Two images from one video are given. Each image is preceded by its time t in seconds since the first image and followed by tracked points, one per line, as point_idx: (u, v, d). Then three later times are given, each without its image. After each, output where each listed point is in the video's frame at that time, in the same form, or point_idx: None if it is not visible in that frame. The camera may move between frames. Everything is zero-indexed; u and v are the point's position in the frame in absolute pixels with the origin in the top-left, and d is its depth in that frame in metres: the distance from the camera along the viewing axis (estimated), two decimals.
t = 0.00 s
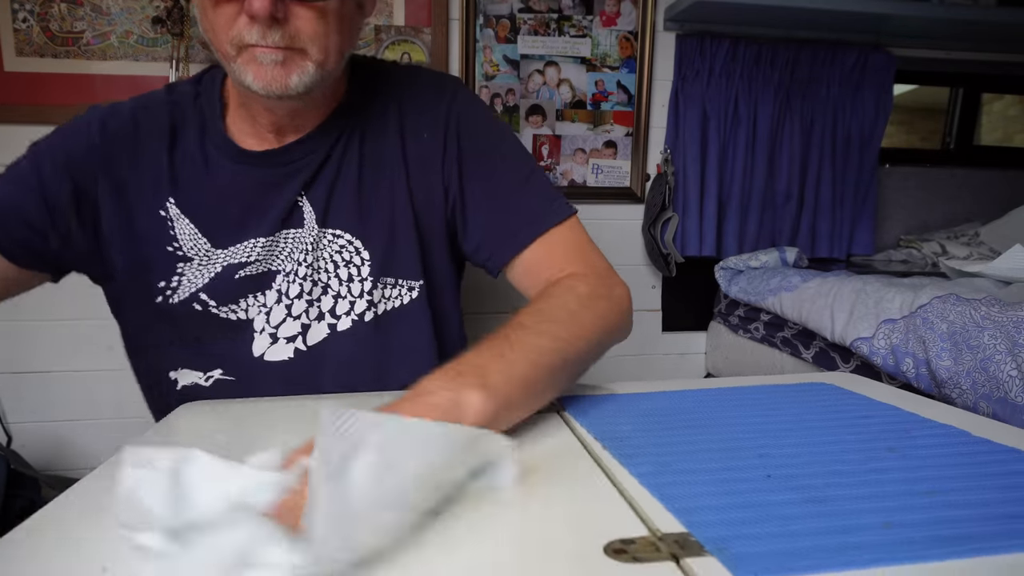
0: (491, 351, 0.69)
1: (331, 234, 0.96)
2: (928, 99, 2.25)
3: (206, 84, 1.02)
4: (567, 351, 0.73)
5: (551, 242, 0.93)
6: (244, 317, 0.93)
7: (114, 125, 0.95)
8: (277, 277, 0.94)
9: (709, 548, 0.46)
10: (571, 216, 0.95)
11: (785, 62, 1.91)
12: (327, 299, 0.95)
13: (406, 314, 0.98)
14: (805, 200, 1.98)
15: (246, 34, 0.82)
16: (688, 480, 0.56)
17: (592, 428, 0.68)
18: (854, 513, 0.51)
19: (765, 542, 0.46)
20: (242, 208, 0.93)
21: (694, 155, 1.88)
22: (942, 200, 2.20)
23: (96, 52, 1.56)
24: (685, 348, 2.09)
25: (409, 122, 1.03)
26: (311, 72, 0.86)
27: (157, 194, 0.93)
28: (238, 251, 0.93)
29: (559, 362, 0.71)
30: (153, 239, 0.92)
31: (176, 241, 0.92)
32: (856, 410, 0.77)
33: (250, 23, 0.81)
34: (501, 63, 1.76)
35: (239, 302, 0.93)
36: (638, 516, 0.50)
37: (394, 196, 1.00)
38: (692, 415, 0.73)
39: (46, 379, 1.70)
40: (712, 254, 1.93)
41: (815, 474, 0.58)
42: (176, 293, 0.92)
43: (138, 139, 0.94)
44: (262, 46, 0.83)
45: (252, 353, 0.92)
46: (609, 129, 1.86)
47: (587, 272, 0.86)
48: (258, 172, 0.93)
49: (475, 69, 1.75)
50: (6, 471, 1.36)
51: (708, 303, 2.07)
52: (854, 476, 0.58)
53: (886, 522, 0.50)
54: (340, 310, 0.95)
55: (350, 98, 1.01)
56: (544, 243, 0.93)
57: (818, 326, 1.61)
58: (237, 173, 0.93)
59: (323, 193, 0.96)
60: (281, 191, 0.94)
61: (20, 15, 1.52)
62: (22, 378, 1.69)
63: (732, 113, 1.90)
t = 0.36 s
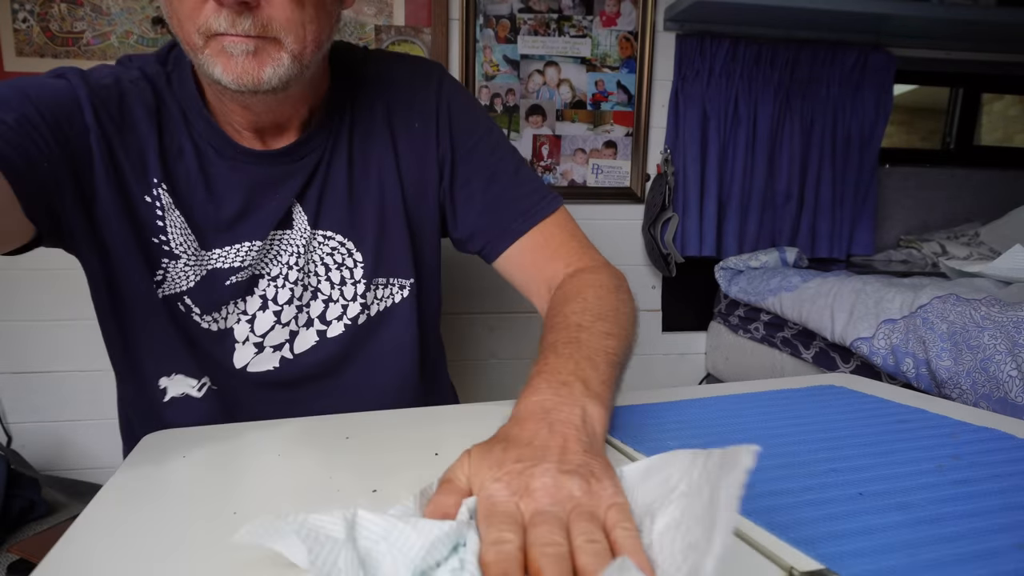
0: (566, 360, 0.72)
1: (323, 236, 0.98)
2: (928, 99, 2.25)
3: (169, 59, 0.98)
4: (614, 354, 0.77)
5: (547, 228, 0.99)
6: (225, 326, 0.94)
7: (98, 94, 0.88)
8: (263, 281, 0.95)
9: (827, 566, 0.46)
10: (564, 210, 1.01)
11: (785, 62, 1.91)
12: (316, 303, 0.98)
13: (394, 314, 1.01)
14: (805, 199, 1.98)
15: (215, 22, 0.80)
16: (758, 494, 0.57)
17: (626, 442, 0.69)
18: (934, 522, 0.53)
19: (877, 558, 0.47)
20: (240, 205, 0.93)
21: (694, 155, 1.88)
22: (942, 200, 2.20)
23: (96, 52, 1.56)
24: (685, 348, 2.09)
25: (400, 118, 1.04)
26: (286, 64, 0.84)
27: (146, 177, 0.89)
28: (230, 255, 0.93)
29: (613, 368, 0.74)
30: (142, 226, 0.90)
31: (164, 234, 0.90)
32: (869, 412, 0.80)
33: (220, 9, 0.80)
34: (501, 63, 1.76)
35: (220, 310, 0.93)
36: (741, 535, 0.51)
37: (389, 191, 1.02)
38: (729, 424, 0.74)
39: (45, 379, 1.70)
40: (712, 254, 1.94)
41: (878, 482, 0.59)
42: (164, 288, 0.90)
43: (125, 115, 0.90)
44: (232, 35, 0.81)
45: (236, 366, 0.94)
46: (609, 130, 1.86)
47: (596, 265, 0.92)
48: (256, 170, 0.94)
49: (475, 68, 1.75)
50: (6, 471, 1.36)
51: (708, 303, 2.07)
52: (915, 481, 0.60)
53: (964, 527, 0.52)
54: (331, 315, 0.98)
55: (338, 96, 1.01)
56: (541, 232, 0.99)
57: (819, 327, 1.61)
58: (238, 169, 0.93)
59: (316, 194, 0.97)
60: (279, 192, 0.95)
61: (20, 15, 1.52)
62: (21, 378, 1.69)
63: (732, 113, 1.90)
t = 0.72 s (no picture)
0: (567, 365, 0.73)
1: (332, 241, 0.98)
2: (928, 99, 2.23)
3: (169, 57, 0.98)
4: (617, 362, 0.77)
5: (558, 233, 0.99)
6: (232, 335, 0.93)
7: (98, 99, 0.88)
8: (271, 288, 0.95)
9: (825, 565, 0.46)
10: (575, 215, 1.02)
11: (785, 62, 1.91)
12: (326, 310, 0.97)
13: (403, 320, 1.02)
14: (805, 199, 1.98)
15: (234, 30, 0.81)
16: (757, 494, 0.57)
17: (632, 441, 0.69)
18: (935, 522, 0.53)
19: (876, 557, 0.47)
20: (244, 207, 0.92)
21: (694, 155, 1.88)
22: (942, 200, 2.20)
23: (96, 52, 1.56)
24: (684, 348, 2.09)
25: (408, 119, 1.04)
26: (307, 70, 0.85)
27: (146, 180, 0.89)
28: (237, 261, 0.92)
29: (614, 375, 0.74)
30: (143, 232, 0.89)
31: (167, 238, 0.90)
32: (870, 412, 0.80)
33: (239, 16, 0.80)
34: (501, 63, 1.76)
35: (227, 319, 0.93)
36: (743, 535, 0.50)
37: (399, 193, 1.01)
38: (730, 424, 0.74)
39: (45, 379, 1.70)
40: (712, 254, 1.94)
41: (878, 483, 0.59)
42: (169, 293, 0.90)
43: (127, 120, 0.90)
44: (252, 43, 0.82)
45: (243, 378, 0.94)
46: (609, 130, 1.86)
47: (604, 271, 0.92)
48: (261, 172, 0.93)
49: (475, 68, 1.75)
50: (6, 471, 1.36)
51: (708, 303, 2.07)
52: (915, 481, 0.60)
53: (964, 527, 0.52)
54: (341, 323, 0.97)
55: (346, 96, 1.01)
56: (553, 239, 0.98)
57: (819, 327, 1.61)
58: (241, 172, 0.93)
59: (325, 195, 0.97)
60: (284, 195, 0.94)
61: (20, 15, 1.52)
62: (21, 378, 1.69)
63: (732, 113, 1.90)
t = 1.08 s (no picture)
0: (568, 366, 0.73)
1: (342, 234, 0.97)
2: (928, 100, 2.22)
3: (197, 50, 1.00)
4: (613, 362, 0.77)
5: (563, 240, 1.00)
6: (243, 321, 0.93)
7: (109, 101, 0.89)
8: (280, 278, 0.95)
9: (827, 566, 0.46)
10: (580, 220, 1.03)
11: (785, 62, 1.91)
12: (333, 303, 0.97)
13: (408, 317, 1.02)
14: (805, 199, 1.98)
15: (270, 26, 0.82)
16: (758, 495, 0.57)
17: (632, 443, 0.69)
18: (935, 523, 0.53)
19: (879, 559, 0.47)
20: (252, 199, 0.93)
21: (694, 155, 1.88)
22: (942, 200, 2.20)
23: (96, 52, 1.56)
24: (684, 348, 2.09)
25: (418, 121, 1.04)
26: (335, 67, 0.86)
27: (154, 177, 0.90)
28: (246, 250, 0.92)
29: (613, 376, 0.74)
30: (146, 229, 0.90)
31: (171, 235, 0.90)
32: (870, 412, 0.80)
33: (276, 14, 0.82)
34: (501, 63, 1.76)
35: (240, 306, 0.93)
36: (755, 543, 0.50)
37: (409, 194, 1.01)
38: (731, 424, 0.74)
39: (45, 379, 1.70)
40: (712, 254, 1.94)
41: (880, 484, 0.59)
42: (173, 295, 0.90)
43: (134, 116, 0.90)
44: (287, 40, 0.83)
45: (251, 363, 0.93)
46: (609, 130, 1.86)
47: (606, 280, 0.93)
48: (267, 163, 0.93)
49: (475, 68, 1.75)
50: (6, 471, 1.36)
51: (708, 303, 2.07)
52: (916, 481, 0.60)
53: (966, 527, 0.52)
54: (347, 316, 0.97)
55: (360, 95, 1.01)
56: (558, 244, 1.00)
57: (819, 327, 1.61)
58: (249, 164, 0.93)
59: (336, 193, 0.97)
60: (294, 184, 0.94)
61: (20, 15, 1.52)
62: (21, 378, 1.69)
63: (732, 113, 1.90)
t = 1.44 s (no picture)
0: (543, 371, 0.65)
1: (340, 232, 0.97)
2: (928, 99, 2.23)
3: (188, 92, 1.03)
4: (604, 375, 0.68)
5: (557, 228, 0.90)
6: (258, 322, 0.95)
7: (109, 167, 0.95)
8: (283, 277, 0.95)
9: (813, 565, 0.46)
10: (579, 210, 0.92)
11: (785, 62, 1.91)
12: (336, 299, 0.96)
13: (412, 314, 0.99)
14: (805, 199, 1.98)
15: (266, 41, 0.82)
16: (749, 494, 0.57)
17: (632, 442, 0.69)
18: (924, 523, 0.53)
19: (864, 558, 0.47)
20: (243, 217, 0.93)
21: (694, 155, 1.88)
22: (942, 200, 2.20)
23: (95, 53, 1.56)
24: (685, 349, 2.09)
25: (415, 121, 1.02)
26: (329, 77, 0.86)
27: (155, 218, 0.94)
28: (245, 255, 0.94)
29: (595, 389, 0.65)
30: (153, 261, 0.94)
31: (179, 259, 0.94)
32: (870, 411, 0.80)
33: (271, 29, 0.82)
34: (501, 63, 1.76)
35: (250, 308, 0.95)
36: (740, 545, 0.50)
37: (405, 192, 1.00)
38: (731, 424, 0.74)
39: (46, 379, 1.70)
40: (712, 254, 1.94)
41: (872, 484, 0.59)
42: (193, 303, 0.96)
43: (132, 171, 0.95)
44: (282, 53, 0.83)
45: (261, 359, 0.95)
46: (609, 130, 1.86)
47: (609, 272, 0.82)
48: (256, 178, 0.94)
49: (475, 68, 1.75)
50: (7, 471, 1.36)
51: (708, 303, 2.07)
52: (908, 481, 0.60)
53: (955, 528, 0.52)
54: (351, 311, 0.96)
55: (349, 98, 1.00)
56: (553, 235, 0.90)
57: (819, 327, 1.61)
58: (239, 184, 0.94)
59: (327, 189, 0.96)
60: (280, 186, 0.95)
61: (20, 15, 1.52)
62: (22, 378, 1.69)
63: (732, 113, 1.90)
